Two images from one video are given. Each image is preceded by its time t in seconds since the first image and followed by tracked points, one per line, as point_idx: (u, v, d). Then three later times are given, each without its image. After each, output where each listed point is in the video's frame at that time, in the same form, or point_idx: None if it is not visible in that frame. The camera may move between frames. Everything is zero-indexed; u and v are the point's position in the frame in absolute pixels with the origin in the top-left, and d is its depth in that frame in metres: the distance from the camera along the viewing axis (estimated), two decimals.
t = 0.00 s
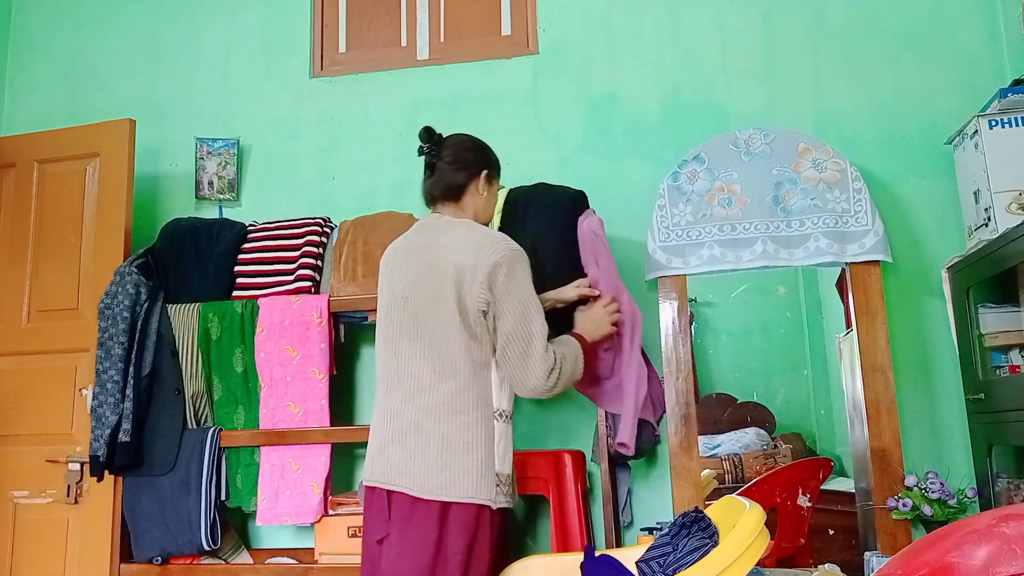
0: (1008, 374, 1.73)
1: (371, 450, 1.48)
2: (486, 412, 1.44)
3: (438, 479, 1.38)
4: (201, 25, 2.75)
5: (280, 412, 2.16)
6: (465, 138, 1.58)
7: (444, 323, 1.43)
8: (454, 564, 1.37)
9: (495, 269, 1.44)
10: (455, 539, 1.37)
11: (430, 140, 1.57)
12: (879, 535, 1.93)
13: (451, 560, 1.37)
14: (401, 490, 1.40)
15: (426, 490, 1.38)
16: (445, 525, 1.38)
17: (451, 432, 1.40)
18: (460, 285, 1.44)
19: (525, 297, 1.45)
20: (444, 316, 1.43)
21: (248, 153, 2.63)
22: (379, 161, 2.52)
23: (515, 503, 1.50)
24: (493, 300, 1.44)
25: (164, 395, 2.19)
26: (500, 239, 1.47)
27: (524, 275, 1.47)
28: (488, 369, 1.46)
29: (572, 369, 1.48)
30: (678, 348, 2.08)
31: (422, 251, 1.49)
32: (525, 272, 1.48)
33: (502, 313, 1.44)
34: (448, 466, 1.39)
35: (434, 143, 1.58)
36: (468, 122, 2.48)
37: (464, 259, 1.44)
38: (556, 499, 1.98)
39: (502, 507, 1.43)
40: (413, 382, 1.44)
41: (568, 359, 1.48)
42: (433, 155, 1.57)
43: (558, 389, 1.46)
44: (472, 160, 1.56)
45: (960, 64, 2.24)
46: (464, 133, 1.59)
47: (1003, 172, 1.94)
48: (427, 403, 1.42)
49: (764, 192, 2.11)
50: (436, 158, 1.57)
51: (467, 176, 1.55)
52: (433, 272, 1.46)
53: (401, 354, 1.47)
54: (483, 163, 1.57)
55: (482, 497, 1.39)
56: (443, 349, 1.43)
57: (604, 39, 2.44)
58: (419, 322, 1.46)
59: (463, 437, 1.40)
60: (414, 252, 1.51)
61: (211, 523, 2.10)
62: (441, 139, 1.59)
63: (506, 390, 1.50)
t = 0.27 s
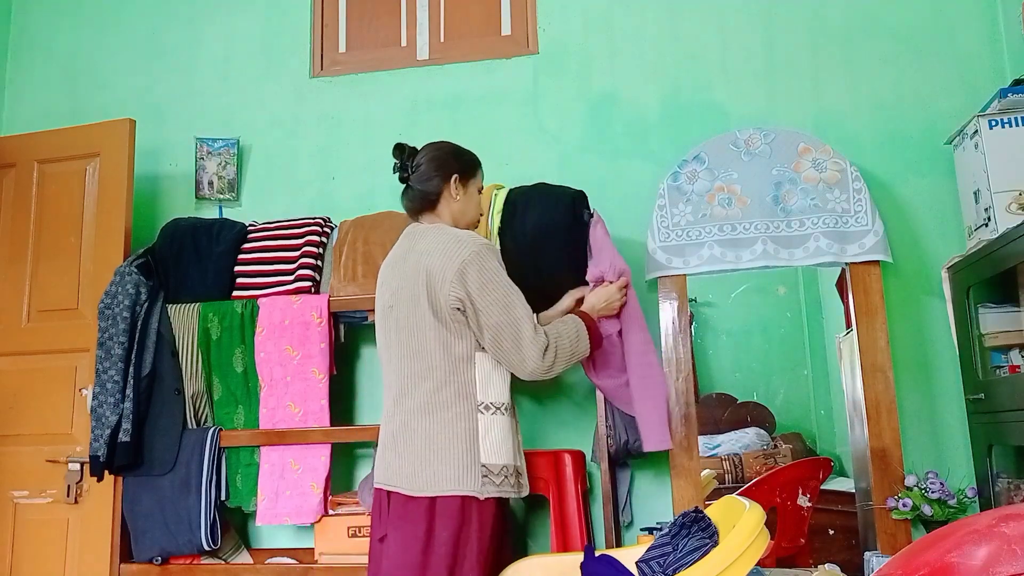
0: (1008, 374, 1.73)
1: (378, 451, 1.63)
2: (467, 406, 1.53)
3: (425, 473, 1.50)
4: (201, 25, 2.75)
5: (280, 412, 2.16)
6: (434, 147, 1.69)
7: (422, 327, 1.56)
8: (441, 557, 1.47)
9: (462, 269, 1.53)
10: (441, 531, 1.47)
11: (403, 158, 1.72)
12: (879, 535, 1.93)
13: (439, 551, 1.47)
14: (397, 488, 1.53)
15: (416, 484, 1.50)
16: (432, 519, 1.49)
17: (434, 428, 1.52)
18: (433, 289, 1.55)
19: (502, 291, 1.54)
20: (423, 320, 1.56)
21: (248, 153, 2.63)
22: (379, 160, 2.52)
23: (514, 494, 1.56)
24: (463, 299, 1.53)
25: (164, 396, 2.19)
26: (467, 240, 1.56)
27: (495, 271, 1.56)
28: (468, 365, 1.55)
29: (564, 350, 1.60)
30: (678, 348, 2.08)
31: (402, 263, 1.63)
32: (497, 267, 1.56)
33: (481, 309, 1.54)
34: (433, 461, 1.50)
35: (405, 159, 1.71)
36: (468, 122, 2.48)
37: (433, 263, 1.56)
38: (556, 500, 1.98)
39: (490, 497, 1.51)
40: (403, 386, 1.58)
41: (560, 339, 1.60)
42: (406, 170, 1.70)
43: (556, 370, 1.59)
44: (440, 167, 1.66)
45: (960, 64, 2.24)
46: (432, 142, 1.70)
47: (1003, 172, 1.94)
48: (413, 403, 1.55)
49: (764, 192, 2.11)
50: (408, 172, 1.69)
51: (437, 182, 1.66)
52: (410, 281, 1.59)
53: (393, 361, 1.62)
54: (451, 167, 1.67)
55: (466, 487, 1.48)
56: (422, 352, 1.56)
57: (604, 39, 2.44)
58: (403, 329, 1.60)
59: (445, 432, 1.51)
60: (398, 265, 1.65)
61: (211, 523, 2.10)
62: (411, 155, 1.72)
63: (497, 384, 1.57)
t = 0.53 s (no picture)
0: (1008, 374, 1.73)
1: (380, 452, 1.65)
2: (458, 406, 1.53)
3: (417, 473, 1.50)
4: (201, 25, 2.75)
5: (280, 412, 2.16)
6: (425, 151, 1.68)
7: (411, 328, 1.57)
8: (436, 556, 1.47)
9: (448, 269, 1.54)
10: (434, 530, 1.48)
11: (394, 163, 1.70)
12: (879, 535, 1.93)
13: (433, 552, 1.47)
14: (393, 488, 1.55)
15: (409, 484, 1.51)
16: (426, 518, 1.49)
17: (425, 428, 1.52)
18: (420, 290, 1.56)
19: (489, 291, 1.54)
20: (412, 321, 1.57)
21: (248, 153, 2.63)
22: (379, 161, 2.52)
23: (510, 493, 1.55)
24: (450, 299, 1.53)
25: (164, 396, 2.19)
26: (454, 241, 1.57)
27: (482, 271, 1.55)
28: (459, 365, 1.55)
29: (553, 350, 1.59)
30: (678, 348, 2.08)
31: (395, 266, 1.65)
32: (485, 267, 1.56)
33: (468, 309, 1.54)
34: (425, 461, 1.51)
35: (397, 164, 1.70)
36: (468, 122, 2.48)
37: (421, 264, 1.56)
38: (556, 499, 1.98)
39: (483, 496, 1.50)
40: (397, 387, 1.60)
41: (549, 340, 1.59)
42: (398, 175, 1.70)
43: (546, 371, 1.58)
44: (431, 172, 1.66)
45: (960, 63, 2.24)
46: (423, 146, 1.69)
47: (1003, 172, 1.94)
48: (406, 404, 1.56)
49: (764, 192, 2.11)
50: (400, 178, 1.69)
51: (428, 188, 1.66)
52: (400, 283, 1.60)
53: (389, 362, 1.64)
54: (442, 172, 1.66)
55: (458, 486, 1.48)
56: (413, 353, 1.57)
57: (604, 38, 2.44)
58: (395, 331, 1.61)
59: (435, 432, 1.51)
60: (392, 268, 1.67)
61: (211, 523, 2.11)
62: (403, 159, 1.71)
63: (489, 383, 1.56)
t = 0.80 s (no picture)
0: (1008, 374, 1.73)
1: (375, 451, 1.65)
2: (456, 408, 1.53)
3: (414, 474, 1.51)
4: (201, 25, 2.75)
5: (280, 412, 2.16)
6: (430, 149, 1.68)
7: (409, 327, 1.57)
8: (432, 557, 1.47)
9: (446, 270, 1.53)
10: (432, 532, 1.48)
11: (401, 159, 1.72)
12: (879, 535, 1.93)
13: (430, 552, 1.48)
14: (389, 488, 1.55)
15: (405, 484, 1.51)
16: (424, 520, 1.49)
17: (423, 429, 1.52)
18: (419, 290, 1.55)
19: (479, 294, 1.51)
20: (411, 321, 1.56)
21: (248, 153, 2.63)
22: (379, 161, 2.52)
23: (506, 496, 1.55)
24: (448, 300, 1.53)
25: (164, 396, 2.19)
26: (455, 241, 1.56)
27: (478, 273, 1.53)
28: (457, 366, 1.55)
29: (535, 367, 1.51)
30: (678, 348, 2.08)
31: (397, 264, 1.64)
32: (480, 270, 1.53)
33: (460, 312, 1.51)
34: (421, 462, 1.51)
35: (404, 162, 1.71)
36: (468, 122, 2.48)
37: (421, 263, 1.56)
38: (556, 499, 1.98)
39: (480, 499, 1.50)
40: (394, 387, 1.60)
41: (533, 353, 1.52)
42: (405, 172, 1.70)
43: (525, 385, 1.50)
44: (435, 170, 1.65)
45: (959, 63, 2.24)
46: (429, 144, 1.68)
47: (1003, 172, 1.94)
48: (403, 404, 1.56)
49: (764, 192, 2.11)
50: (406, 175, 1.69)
51: (431, 185, 1.64)
52: (400, 281, 1.60)
53: (387, 361, 1.64)
54: (446, 169, 1.65)
55: (455, 488, 1.48)
56: (411, 353, 1.56)
57: (604, 38, 2.44)
58: (394, 330, 1.61)
59: (433, 433, 1.51)
60: (393, 266, 1.66)
61: (211, 523, 2.11)
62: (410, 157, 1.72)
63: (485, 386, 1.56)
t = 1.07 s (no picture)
0: (1008, 374, 1.73)
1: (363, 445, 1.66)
2: (449, 413, 1.53)
3: (400, 474, 1.51)
4: (201, 25, 2.75)
5: (280, 412, 2.16)
6: (467, 150, 1.64)
7: (413, 328, 1.56)
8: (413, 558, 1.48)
9: (457, 275, 1.53)
10: (415, 534, 1.48)
11: (436, 151, 1.68)
12: (879, 535, 1.93)
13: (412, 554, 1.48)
14: (375, 484, 1.55)
15: (390, 483, 1.52)
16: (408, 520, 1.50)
17: (413, 430, 1.52)
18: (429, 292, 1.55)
19: (491, 304, 1.51)
20: (415, 321, 1.56)
21: (248, 153, 2.63)
22: (379, 161, 2.52)
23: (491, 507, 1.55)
24: (455, 305, 1.53)
25: (164, 396, 2.19)
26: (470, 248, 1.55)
27: (490, 281, 1.53)
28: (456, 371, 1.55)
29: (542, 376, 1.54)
30: (678, 348, 2.08)
31: (408, 262, 1.64)
32: (493, 279, 1.54)
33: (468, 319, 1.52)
34: (409, 463, 1.51)
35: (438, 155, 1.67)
36: (468, 122, 2.48)
37: (433, 265, 1.56)
38: (556, 499, 1.98)
39: (463, 506, 1.50)
40: (390, 384, 1.60)
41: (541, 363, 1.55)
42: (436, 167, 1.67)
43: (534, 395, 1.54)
44: (468, 174, 1.62)
45: (959, 63, 2.24)
46: (465, 143, 1.65)
47: (1003, 172, 1.93)
48: (397, 403, 1.56)
49: (763, 192, 2.11)
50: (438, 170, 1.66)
51: (461, 189, 1.62)
52: (410, 280, 1.59)
53: (386, 357, 1.63)
54: (479, 175, 1.62)
55: (439, 493, 1.48)
56: (411, 353, 1.56)
57: (604, 38, 2.44)
58: (398, 328, 1.61)
59: (422, 436, 1.51)
60: (404, 262, 1.66)
61: (211, 523, 2.11)
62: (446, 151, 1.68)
63: (481, 394, 1.55)
